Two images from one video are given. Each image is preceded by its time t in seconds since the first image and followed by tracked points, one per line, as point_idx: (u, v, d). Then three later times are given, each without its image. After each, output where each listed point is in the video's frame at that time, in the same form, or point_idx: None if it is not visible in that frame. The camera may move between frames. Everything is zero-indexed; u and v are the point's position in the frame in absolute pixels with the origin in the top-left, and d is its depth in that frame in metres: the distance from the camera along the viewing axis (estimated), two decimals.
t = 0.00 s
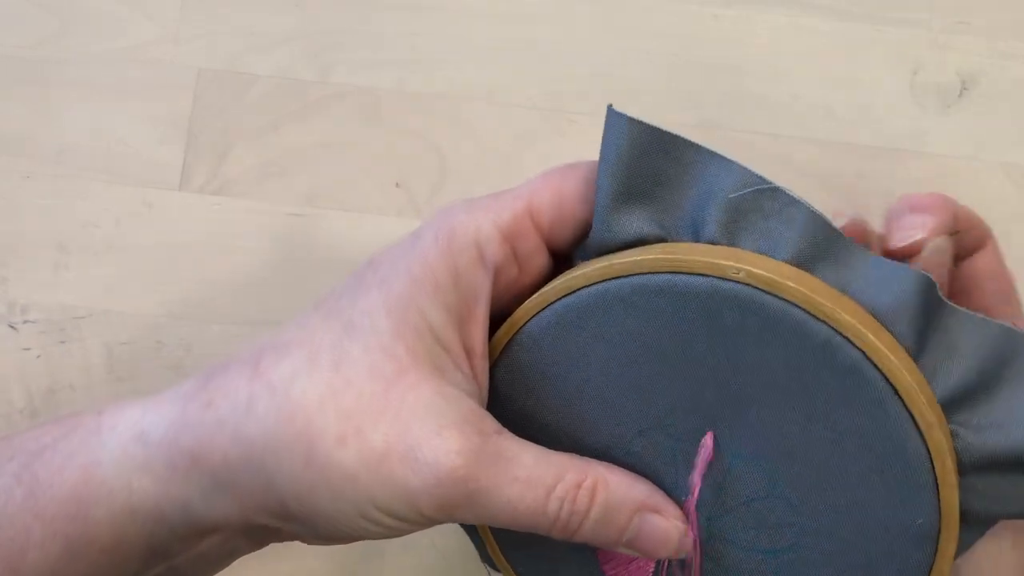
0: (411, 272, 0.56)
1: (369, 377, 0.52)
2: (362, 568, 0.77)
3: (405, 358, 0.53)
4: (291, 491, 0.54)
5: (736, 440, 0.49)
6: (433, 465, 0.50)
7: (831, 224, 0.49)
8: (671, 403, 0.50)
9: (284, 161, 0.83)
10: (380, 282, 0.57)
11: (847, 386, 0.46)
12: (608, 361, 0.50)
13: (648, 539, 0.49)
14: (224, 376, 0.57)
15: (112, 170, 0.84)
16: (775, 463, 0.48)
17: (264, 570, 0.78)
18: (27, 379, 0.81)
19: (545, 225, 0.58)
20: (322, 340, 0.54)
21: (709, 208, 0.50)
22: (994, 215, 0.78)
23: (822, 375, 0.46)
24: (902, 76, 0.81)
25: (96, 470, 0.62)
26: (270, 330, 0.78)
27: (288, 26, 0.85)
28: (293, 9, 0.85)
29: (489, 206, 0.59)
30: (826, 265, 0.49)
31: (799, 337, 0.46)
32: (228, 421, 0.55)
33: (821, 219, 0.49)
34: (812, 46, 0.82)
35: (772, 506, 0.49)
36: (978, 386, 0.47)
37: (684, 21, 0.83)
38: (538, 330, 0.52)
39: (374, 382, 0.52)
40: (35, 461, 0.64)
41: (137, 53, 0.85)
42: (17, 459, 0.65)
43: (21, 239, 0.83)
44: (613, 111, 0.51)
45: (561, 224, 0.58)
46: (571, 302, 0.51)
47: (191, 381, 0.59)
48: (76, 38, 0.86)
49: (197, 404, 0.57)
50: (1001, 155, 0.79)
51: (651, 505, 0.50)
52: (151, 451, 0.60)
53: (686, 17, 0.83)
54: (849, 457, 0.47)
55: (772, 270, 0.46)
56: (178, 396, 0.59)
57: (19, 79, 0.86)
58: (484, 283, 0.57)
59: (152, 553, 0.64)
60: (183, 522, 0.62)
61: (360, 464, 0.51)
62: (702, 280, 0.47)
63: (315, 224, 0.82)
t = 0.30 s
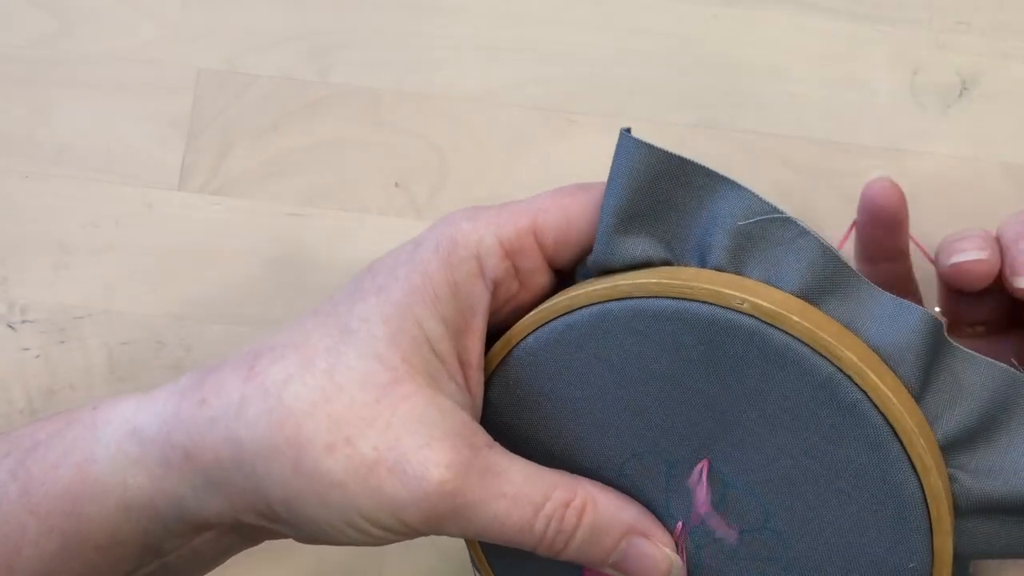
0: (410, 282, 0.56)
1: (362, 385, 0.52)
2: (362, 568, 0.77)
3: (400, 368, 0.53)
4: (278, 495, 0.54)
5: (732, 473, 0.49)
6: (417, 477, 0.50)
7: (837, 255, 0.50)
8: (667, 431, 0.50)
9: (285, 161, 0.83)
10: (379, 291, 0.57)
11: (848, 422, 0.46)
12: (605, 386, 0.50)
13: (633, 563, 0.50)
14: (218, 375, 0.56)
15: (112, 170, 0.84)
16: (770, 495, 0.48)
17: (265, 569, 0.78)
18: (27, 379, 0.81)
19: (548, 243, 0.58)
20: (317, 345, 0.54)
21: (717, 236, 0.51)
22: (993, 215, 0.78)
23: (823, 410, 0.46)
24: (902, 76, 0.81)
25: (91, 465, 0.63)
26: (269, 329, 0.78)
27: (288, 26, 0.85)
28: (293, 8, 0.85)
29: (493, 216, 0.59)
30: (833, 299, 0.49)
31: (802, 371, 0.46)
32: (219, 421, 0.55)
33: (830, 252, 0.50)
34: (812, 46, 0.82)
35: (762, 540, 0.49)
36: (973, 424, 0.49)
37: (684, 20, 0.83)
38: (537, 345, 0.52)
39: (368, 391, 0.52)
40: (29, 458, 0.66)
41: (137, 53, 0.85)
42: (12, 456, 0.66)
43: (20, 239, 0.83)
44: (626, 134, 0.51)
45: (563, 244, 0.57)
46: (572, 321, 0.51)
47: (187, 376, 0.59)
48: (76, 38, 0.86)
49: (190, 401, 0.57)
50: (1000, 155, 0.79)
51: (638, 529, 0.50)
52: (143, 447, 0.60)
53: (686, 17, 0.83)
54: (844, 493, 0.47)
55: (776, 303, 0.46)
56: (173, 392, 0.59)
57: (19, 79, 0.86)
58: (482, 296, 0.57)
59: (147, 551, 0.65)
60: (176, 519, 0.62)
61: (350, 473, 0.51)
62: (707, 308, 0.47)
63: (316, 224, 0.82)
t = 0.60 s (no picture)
0: (406, 289, 0.56)
1: (355, 392, 0.52)
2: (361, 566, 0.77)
3: (394, 374, 0.53)
4: (268, 500, 0.54)
5: (735, 498, 0.47)
6: (408, 488, 0.50)
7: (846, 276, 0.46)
8: (668, 454, 0.48)
9: (285, 161, 0.83)
10: (375, 295, 0.57)
11: (854, 451, 0.44)
12: (607, 406, 0.49)
13: None
14: (214, 376, 0.56)
15: (112, 170, 0.84)
16: (771, 521, 0.47)
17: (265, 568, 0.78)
18: (27, 379, 0.81)
19: (547, 257, 0.57)
20: (312, 350, 0.54)
21: (723, 256, 0.47)
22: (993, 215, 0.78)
23: (829, 438, 0.45)
24: (902, 76, 0.81)
25: (83, 468, 0.63)
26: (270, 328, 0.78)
27: (288, 26, 0.85)
28: (293, 8, 0.85)
29: (494, 224, 0.59)
30: (844, 323, 0.46)
31: (807, 397, 0.44)
32: (212, 424, 0.55)
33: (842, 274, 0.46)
34: (812, 46, 0.82)
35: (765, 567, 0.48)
36: (984, 452, 0.46)
37: (684, 20, 0.83)
38: (536, 363, 0.50)
39: (361, 398, 0.52)
40: (22, 460, 0.65)
41: (137, 53, 0.85)
42: (8, 457, 0.66)
43: (20, 239, 0.83)
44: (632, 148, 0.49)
45: (563, 257, 0.57)
46: (571, 339, 0.49)
47: (183, 378, 0.60)
48: (76, 38, 0.86)
49: (184, 402, 0.57)
50: (1000, 155, 0.79)
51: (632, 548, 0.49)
52: (135, 449, 0.60)
53: (686, 17, 0.83)
54: (850, 521, 0.46)
55: (783, 327, 0.44)
56: (167, 393, 0.60)
57: (19, 79, 0.86)
58: (479, 307, 0.57)
59: (138, 554, 0.65)
60: (165, 523, 0.62)
61: (341, 482, 0.51)
62: (710, 331, 0.45)
63: (316, 224, 0.82)
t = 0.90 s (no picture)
0: (396, 284, 0.57)
1: (338, 391, 0.52)
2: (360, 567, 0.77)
3: (378, 373, 0.53)
4: (253, 499, 0.54)
5: (753, 510, 0.47)
6: (389, 488, 0.50)
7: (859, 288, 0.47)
8: (685, 467, 0.47)
9: (285, 161, 0.83)
10: (362, 292, 0.57)
11: (877, 461, 0.44)
12: (620, 418, 0.48)
13: None
14: (200, 375, 0.56)
15: (112, 170, 0.84)
16: (790, 534, 0.46)
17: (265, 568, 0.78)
18: (27, 379, 0.81)
19: (541, 259, 0.58)
20: (298, 347, 0.54)
21: (740, 265, 0.47)
22: (992, 215, 0.78)
23: (852, 449, 0.44)
24: (902, 76, 0.81)
25: (71, 466, 0.63)
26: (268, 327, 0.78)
27: (289, 26, 0.85)
28: (293, 9, 0.85)
29: (491, 223, 0.59)
30: (857, 332, 0.46)
31: (832, 407, 0.44)
32: (197, 422, 0.55)
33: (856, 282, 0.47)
34: (813, 45, 0.82)
35: None
36: (994, 462, 0.46)
37: (685, 20, 0.82)
38: (547, 376, 0.48)
39: (345, 397, 0.52)
40: (11, 459, 0.66)
41: (138, 53, 0.85)
42: None
43: (21, 239, 0.83)
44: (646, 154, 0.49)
45: (559, 261, 0.57)
46: (586, 351, 0.47)
47: (168, 378, 0.59)
48: (77, 38, 0.86)
49: (169, 402, 0.57)
50: (1000, 154, 0.79)
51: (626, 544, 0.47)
52: (121, 447, 0.60)
53: (686, 17, 0.83)
54: (869, 532, 0.45)
55: (809, 337, 0.44)
56: (152, 393, 0.59)
57: (19, 79, 0.86)
58: (469, 303, 0.58)
59: (129, 551, 0.65)
60: (150, 522, 0.62)
61: (324, 480, 0.51)
62: (733, 342, 0.44)
63: (316, 223, 0.82)
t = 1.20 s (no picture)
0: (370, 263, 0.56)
1: (326, 370, 0.52)
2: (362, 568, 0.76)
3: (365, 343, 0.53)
4: (276, 502, 0.53)
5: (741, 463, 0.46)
6: (402, 443, 0.49)
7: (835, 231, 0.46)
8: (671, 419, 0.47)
9: (285, 161, 0.82)
10: (334, 273, 0.56)
11: (863, 404, 0.43)
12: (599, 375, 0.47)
13: (662, 435, 0.44)
14: (193, 393, 0.56)
15: (112, 169, 0.84)
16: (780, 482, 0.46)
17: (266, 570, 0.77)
18: (27, 379, 0.81)
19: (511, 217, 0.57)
20: (281, 339, 0.54)
21: (719, 210, 0.47)
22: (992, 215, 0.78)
23: (838, 392, 0.44)
24: (902, 75, 0.81)
25: (78, 495, 0.62)
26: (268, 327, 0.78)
27: (289, 26, 0.85)
28: (293, 9, 0.85)
29: (454, 189, 0.58)
30: (843, 275, 0.46)
31: (813, 352, 0.43)
32: (201, 439, 0.54)
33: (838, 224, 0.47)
34: (813, 45, 0.82)
35: (767, 530, 0.46)
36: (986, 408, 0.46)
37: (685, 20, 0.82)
38: (526, 332, 0.48)
39: (333, 373, 0.52)
40: (17, 482, 0.65)
41: (138, 52, 0.85)
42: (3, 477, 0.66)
43: (20, 239, 0.83)
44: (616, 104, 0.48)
45: (525, 218, 0.56)
46: (566, 305, 0.46)
47: (164, 400, 0.59)
48: (77, 38, 0.86)
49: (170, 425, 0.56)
50: (1001, 154, 0.79)
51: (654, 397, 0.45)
52: (131, 479, 0.59)
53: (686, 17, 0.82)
54: (856, 474, 0.44)
55: (783, 280, 0.43)
56: (152, 417, 0.59)
57: (19, 79, 0.86)
58: (446, 270, 0.57)
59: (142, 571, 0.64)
60: (167, 546, 0.61)
61: (337, 458, 0.50)
62: (713, 288, 0.44)
63: (316, 222, 0.81)
